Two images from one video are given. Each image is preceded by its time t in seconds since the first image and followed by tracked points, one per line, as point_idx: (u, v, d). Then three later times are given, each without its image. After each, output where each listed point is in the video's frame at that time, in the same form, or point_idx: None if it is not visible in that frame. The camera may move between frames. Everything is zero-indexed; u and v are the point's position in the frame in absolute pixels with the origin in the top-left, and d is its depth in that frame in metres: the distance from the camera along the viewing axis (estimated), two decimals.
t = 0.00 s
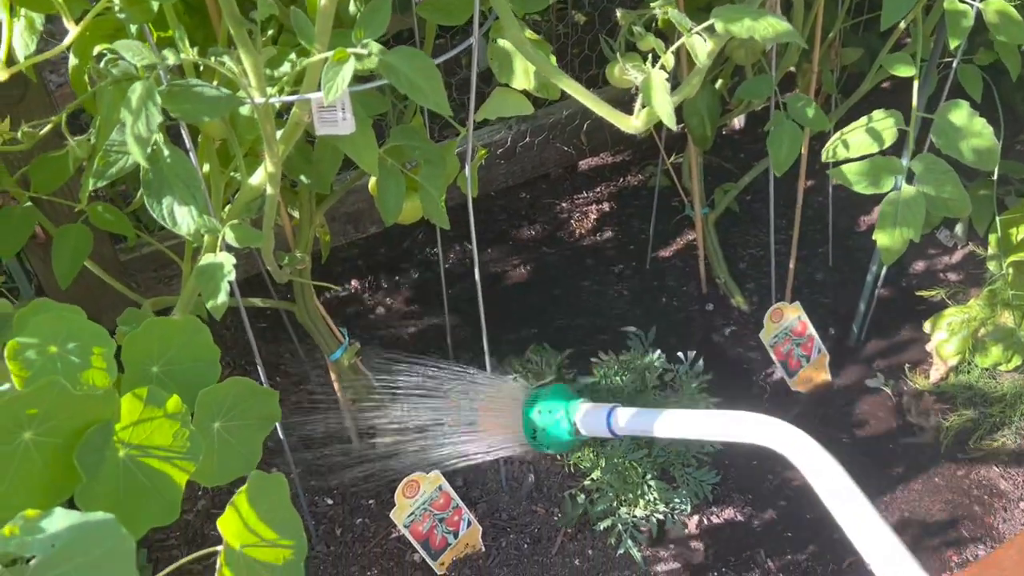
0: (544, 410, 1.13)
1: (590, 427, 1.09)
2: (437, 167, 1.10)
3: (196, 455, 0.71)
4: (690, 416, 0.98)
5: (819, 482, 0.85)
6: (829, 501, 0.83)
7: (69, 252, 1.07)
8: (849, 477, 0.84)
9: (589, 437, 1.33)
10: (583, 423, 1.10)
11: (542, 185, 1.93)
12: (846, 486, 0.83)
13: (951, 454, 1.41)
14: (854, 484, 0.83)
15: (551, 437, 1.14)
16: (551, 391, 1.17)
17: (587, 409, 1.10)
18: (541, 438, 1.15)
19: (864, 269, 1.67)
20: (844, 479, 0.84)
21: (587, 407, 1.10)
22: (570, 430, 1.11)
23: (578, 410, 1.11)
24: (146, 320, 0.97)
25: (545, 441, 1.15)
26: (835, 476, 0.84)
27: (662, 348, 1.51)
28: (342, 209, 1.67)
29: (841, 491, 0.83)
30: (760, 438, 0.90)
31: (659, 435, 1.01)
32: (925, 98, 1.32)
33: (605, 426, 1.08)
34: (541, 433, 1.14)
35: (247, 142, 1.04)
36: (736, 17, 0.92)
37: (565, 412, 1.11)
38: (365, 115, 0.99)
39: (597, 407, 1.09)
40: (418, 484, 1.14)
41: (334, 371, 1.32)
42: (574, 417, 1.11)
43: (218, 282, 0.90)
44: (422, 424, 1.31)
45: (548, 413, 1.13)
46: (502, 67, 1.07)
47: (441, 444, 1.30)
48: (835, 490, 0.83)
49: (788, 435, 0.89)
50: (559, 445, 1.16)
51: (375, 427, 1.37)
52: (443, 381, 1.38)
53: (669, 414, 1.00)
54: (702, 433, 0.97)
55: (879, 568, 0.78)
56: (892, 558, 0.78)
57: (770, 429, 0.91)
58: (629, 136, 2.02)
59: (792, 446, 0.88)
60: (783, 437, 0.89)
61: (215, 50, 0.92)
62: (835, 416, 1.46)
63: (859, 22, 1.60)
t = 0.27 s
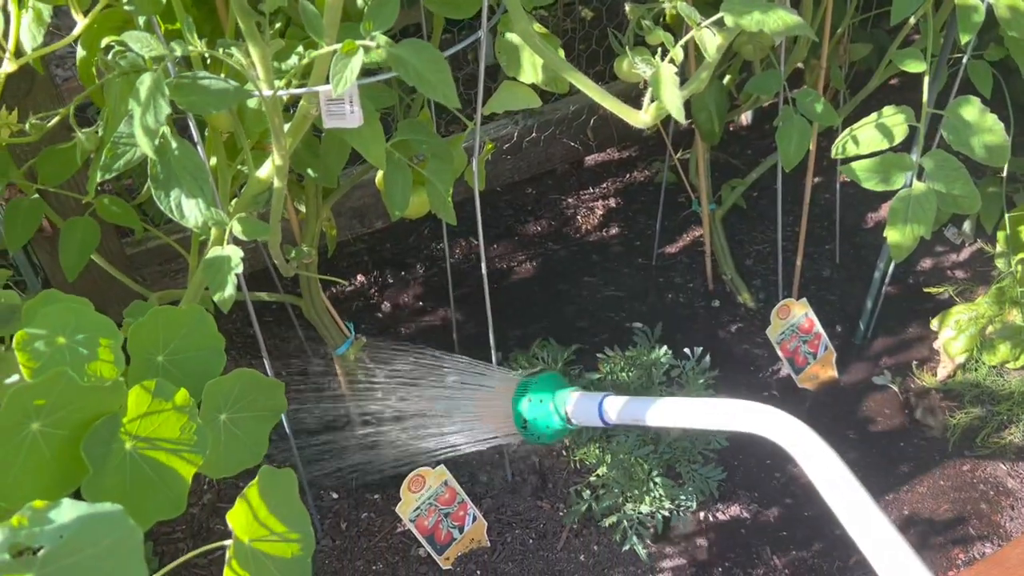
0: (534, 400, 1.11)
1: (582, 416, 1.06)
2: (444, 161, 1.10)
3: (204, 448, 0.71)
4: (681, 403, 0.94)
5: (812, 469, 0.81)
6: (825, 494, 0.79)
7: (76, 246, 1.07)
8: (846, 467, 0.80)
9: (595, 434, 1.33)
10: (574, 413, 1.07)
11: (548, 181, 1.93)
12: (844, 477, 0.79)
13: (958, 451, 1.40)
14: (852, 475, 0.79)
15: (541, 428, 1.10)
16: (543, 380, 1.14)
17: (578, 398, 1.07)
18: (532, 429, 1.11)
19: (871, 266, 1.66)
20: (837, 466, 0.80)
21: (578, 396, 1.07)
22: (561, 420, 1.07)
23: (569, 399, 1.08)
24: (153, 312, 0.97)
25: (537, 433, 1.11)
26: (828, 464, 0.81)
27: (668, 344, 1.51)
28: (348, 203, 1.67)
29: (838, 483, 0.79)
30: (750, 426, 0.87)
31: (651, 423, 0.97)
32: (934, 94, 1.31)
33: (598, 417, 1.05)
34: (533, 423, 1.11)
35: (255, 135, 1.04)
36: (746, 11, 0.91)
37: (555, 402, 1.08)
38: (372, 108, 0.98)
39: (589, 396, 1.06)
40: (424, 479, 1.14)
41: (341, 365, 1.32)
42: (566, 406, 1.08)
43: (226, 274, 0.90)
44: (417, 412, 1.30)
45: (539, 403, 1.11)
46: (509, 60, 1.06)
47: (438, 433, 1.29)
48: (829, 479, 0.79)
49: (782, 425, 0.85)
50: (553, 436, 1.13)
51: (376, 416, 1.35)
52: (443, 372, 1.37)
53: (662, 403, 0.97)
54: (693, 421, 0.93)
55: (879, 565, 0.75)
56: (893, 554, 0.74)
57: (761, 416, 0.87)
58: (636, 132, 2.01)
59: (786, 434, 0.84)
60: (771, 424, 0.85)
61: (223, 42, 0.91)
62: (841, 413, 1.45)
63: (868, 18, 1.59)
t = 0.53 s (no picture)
0: (531, 394, 1.10)
1: (579, 409, 1.06)
2: (448, 159, 1.09)
3: (206, 445, 0.72)
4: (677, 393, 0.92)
5: (807, 461, 0.79)
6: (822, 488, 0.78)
7: (79, 242, 1.07)
8: (843, 460, 0.78)
9: (597, 432, 1.34)
10: (571, 406, 1.06)
11: (551, 178, 1.92)
12: (840, 471, 0.78)
13: (961, 451, 1.40)
14: (849, 469, 0.78)
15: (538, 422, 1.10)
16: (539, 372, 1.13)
17: (575, 390, 1.06)
18: (529, 421, 1.11)
19: (875, 265, 1.66)
20: (832, 458, 0.79)
21: (575, 388, 1.06)
22: (557, 413, 1.07)
23: (566, 391, 1.07)
24: (156, 308, 0.97)
25: (534, 425, 1.11)
26: (822, 455, 0.79)
27: (671, 342, 1.51)
28: (351, 200, 1.68)
29: (835, 478, 0.77)
30: (743, 417, 0.85)
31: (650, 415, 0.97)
32: (939, 93, 1.31)
33: (594, 409, 1.04)
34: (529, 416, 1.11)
35: (258, 132, 1.04)
36: (750, 8, 0.90)
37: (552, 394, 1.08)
38: (375, 105, 0.98)
39: (586, 388, 1.05)
40: (426, 475, 1.14)
41: (343, 362, 1.33)
42: (562, 398, 1.07)
43: (229, 271, 0.90)
44: (418, 406, 1.30)
45: (535, 396, 1.10)
46: (512, 58, 1.06)
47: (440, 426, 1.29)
48: (824, 471, 0.78)
49: (779, 416, 0.83)
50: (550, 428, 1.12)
51: (376, 408, 1.35)
52: (446, 366, 1.37)
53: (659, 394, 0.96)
54: (691, 410, 0.91)
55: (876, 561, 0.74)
56: (891, 551, 0.73)
57: (756, 406, 0.85)
58: (639, 130, 2.01)
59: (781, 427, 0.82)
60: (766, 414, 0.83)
61: (227, 37, 0.91)
62: (844, 411, 1.45)
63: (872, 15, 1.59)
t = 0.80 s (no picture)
0: (531, 389, 1.09)
1: (579, 403, 1.05)
2: (449, 158, 1.09)
3: (205, 445, 0.71)
4: (685, 389, 0.92)
5: (809, 457, 0.79)
6: (827, 486, 0.78)
7: (79, 241, 1.07)
8: (848, 459, 0.78)
9: (598, 431, 1.32)
10: (571, 401, 1.05)
11: (552, 177, 1.92)
12: (846, 470, 0.77)
13: (963, 451, 1.40)
14: (854, 468, 0.77)
15: (538, 417, 1.09)
16: (537, 366, 1.12)
17: (576, 385, 1.05)
18: (528, 416, 1.10)
19: (877, 264, 1.66)
20: (835, 455, 0.79)
21: (576, 382, 1.05)
22: (557, 408, 1.06)
23: (566, 385, 1.06)
24: (156, 307, 0.97)
25: (534, 419, 1.10)
26: (825, 452, 0.79)
27: (672, 341, 1.51)
28: (351, 199, 1.68)
29: (841, 476, 0.77)
30: (746, 412, 0.85)
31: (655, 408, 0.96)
32: (942, 92, 1.30)
33: (595, 403, 1.03)
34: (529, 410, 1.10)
35: (259, 131, 1.03)
36: (752, 7, 0.90)
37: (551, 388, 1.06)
38: (376, 104, 0.97)
39: (588, 382, 1.04)
40: (427, 475, 1.14)
41: (343, 361, 1.32)
42: (562, 392, 1.06)
43: (230, 271, 0.90)
44: (418, 401, 1.30)
45: (535, 391, 1.09)
46: (514, 56, 1.06)
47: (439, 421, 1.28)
48: (826, 468, 0.78)
49: (782, 411, 0.83)
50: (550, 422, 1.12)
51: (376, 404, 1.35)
52: (444, 360, 1.36)
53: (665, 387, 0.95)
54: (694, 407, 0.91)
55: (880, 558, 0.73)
56: (898, 550, 0.72)
57: (759, 401, 0.85)
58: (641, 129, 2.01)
59: (787, 423, 0.81)
60: (769, 410, 0.83)
61: (227, 36, 0.91)
62: (845, 411, 1.45)
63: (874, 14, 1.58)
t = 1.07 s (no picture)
0: (537, 388, 1.09)
1: (585, 402, 1.04)
2: (447, 160, 1.09)
3: (205, 449, 0.71)
4: (690, 387, 0.91)
5: (815, 456, 0.79)
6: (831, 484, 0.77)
7: (78, 245, 1.07)
8: (854, 457, 0.77)
9: (598, 432, 1.32)
10: (577, 400, 1.05)
11: (551, 178, 1.92)
12: (852, 468, 0.77)
13: (963, 451, 1.40)
14: (860, 466, 0.77)
15: (544, 415, 1.08)
16: (543, 366, 1.12)
17: (581, 383, 1.05)
18: (534, 415, 1.10)
19: (875, 265, 1.66)
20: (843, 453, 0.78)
21: (581, 381, 1.05)
22: (562, 406, 1.06)
23: (571, 384, 1.06)
24: (155, 311, 0.97)
25: (540, 418, 1.09)
26: (832, 451, 0.78)
27: (671, 343, 1.51)
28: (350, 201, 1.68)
29: (846, 475, 0.77)
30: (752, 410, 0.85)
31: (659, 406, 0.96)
32: (940, 94, 1.30)
33: (600, 402, 1.03)
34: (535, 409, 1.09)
35: (257, 134, 1.03)
36: (749, 11, 0.90)
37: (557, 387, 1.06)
38: (374, 106, 0.97)
39: (593, 380, 1.04)
40: (426, 477, 1.14)
41: (343, 363, 1.33)
42: (568, 391, 1.06)
43: (228, 274, 0.90)
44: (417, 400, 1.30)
45: (541, 390, 1.09)
46: (512, 59, 1.06)
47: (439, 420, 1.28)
48: (833, 467, 0.77)
49: (788, 408, 0.82)
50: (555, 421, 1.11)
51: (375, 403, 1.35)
52: (443, 359, 1.36)
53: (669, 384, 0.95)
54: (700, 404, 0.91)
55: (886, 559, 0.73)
56: (904, 551, 0.72)
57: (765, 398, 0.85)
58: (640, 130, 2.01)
59: (794, 421, 0.81)
60: (775, 407, 0.82)
61: (225, 40, 0.91)
62: (844, 412, 1.45)
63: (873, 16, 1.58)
